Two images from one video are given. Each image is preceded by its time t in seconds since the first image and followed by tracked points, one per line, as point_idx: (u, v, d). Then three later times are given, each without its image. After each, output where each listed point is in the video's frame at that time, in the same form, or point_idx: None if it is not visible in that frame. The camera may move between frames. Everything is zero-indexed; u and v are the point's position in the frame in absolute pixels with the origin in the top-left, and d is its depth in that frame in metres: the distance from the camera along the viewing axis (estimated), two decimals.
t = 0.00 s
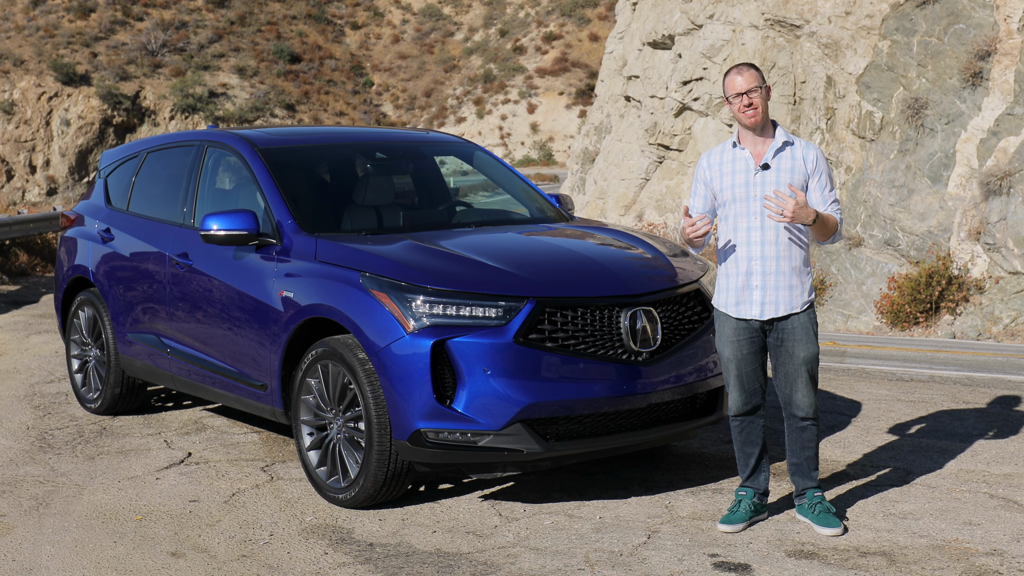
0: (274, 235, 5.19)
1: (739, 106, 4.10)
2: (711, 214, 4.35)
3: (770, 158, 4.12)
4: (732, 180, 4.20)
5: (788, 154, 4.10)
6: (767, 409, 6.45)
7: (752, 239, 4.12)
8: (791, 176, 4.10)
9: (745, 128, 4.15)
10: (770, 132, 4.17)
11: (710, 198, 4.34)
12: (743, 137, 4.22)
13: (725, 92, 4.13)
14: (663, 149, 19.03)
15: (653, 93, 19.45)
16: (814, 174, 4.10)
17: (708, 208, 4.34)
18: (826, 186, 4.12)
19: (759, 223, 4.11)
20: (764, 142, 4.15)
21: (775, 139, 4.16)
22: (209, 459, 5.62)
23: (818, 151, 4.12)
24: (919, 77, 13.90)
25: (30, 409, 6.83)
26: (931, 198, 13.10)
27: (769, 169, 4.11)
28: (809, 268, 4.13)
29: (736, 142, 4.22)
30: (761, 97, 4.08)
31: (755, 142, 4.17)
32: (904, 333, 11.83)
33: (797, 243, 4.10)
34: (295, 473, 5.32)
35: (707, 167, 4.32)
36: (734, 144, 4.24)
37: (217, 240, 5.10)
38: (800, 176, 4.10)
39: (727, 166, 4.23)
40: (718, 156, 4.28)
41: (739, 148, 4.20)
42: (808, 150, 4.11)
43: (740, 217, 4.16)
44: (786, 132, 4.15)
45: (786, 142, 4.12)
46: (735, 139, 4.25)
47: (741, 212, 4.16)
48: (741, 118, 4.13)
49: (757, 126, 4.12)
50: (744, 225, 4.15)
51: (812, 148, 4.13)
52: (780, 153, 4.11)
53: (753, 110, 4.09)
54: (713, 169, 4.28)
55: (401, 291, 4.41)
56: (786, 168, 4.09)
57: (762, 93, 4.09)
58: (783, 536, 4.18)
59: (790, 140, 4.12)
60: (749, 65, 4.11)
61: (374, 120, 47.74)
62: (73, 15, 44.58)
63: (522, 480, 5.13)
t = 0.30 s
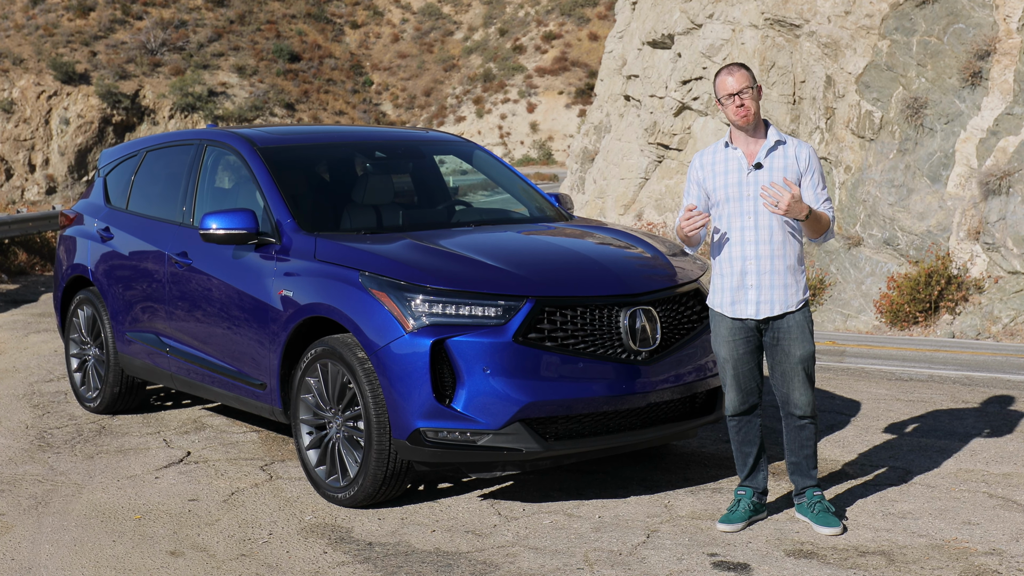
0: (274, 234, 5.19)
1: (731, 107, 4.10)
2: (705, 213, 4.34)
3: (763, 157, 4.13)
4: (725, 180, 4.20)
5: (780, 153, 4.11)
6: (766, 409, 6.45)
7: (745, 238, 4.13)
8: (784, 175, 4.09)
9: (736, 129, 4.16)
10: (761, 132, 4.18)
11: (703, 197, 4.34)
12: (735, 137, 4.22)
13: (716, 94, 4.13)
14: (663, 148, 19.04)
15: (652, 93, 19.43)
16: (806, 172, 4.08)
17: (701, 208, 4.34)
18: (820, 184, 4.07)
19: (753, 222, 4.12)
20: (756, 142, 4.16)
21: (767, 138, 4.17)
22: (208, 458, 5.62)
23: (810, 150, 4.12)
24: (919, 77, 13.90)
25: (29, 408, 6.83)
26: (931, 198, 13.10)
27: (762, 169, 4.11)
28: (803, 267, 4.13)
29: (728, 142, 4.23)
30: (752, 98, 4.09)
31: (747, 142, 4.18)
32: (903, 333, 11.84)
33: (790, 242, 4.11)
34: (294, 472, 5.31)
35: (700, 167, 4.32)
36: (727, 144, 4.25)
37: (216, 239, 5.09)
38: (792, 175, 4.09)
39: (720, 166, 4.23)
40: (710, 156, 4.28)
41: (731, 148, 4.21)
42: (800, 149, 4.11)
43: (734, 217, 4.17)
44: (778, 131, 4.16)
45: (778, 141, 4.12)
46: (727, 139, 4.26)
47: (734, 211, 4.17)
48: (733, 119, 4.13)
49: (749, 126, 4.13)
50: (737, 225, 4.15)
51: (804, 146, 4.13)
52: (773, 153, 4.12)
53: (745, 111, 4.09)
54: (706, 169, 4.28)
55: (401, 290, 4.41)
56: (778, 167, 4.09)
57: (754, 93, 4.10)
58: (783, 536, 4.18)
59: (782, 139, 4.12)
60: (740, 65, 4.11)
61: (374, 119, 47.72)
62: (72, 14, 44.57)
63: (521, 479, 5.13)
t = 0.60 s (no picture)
0: (273, 232, 5.19)
1: (726, 110, 4.08)
2: (700, 214, 4.34)
3: (758, 158, 4.12)
4: (720, 181, 4.20)
5: (775, 154, 4.10)
6: (766, 407, 6.45)
7: (740, 240, 4.13)
8: (779, 176, 4.10)
9: (732, 131, 4.15)
10: (756, 133, 4.16)
11: (698, 198, 4.34)
12: (730, 138, 4.21)
13: (710, 96, 4.11)
14: (663, 147, 19.03)
15: (652, 92, 19.42)
16: (800, 173, 4.10)
17: (696, 209, 4.34)
18: (812, 185, 4.11)
19: (747, 224, 4.12)
20: (751, 144, 4.15)
21: (762, 139, 4.15)
22: (208, 457, 5.62)
23: (805, 150, 4.11)
24: (919, 76, 13.90)
25: (30, 406, 6.83)
26: (930, 196, 13.10)
27: (757, 170, 4.11)
28: (798, 267, 4.14)
29: (723, 143, 4.22)
30: (747, 100, 4.07)
31: (742, 143, 4.17)
32: (903, 331, 11.84)
33: (786, 242, 4.11)
34: (294, 470, 5.32)
35: (695, 168, 4.31)
36: (721, 144, 4.24)
37: (216, 237, 5.09)
38: (787, 176, 4.09)
39: (715, 166, 4.23)
40: (705, 157, 4.28)
41: (725, 149, 4.20)
42: (795, 149, 4.10)
43: (728, 218, 4.17)
44: (773, 132, 4.15)
45: (772, 142, 4.11)
46: (721, 140, 4.25)
47: (729, 213, 4.16)
48: (728, 122, 4.12)
49: (743, 128, 4.11)
50: (732, 226, 4.15)
51: (799, 147, 4.12)
52: (768, 153, 4.11)
53: (739, 114, 4.08)
54: (700, 170, 4.28)
55: (401, 288, 4.40)
56: (773, 169, 4.09)
57: (747, 95, 4.08)
58: (783, 534, 4.18)
59: (776, 140, 4.12)
60: (734, 67, 4.10)
61: (373, 118, 47.72)
62: (72, 13, 44.57)
63: (521, 478, 5.13)
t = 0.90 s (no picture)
0: (273, 232, 5.18)
1: (729, 104, 4.08)
2: (702, 209, 4.34)
3: (760, 155, 4.11)
4: (722, 177, 4.20)
5: (777, 150, 4.10)
6: (765, 406, 6.44)
7: (741, 236, 4.13)
8: (780, 172, 4.09)
9: (734, 125, 4.15)
10: (758, 129, 4.16)
11: (700, 193, 4.34)
12: (732, 134, 4.21)
13: (713, 90, 4.11)
14: (663, 146, 18.99)
15: (652, 91, 19.40)
16: (802, 170, 4.09)
17: (698, 204, 4.33)
18: (813, 184, 4.10)
19: (748, 220, 4.12)
20: (753, 139, 4.14)
21: (764, 135, 4.15)
22: (208, 457, 5.61)
23: (807, 148, 4.10)
24: (919, 74, 13.89)
25: (30, 406, 6.83)
26: (930, 195, 13.10)
27: (759, 166, 4.10)
28: (799, 264, 4.13)
29: (726, 139, 4.22)
30: (750, 94, 4.08)
31: (744, 138, 4.16)
32: (903, 330, 11.83)
33: (787, 239, 4.11)
34: (294, 470, 5.32)
35: (697, 163, 4.31)
36: (723, 140, 4.24)
37: (215, 236, 5.09)
38: (789, 172, 4.09)
39: (717, 162, 4.22)
40: (707, 152, 4.27)
41: (728, 145, 4.19)
42: (797, 147, 4.10)
43: (731, 214, 4.16)
44: (775, 129, 4.15)
45: (775, 139, 4.11)
46: (724, 136, 4.24)
47: (731, 208, 4.16)
48: (731, 116, 4.12)
49: (746, 123, 4.11)
50: (733, 222, 4.15)
51: (801, 144, 4.12)
52: (770, 150, 4.11)
53: (742, 108, 4.08)
54: (703, 166, 4.27)
55: (401, 288, 4.40)
56: (775, 165, 4.09)
57: (751, 90, 4.09)
58: (782, 534, 4.18)
59: (779, 137, 4.11)
60: (738, 62, 4.10)
61: (373, 117, 47.70)
62: (72, 12, 44.61)
63: (521, 477, 5.13)
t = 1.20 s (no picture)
0: (273, 232, 5.19)
1: (739, 104, 4.09)
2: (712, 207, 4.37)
3: (769, 153, 4.13)
4: (731, 174, 4.22)
5: (786, 149, 4.11)
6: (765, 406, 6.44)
7: (747, 233, 4.14)
8: (789, 170, 4.09)
9: (744, 124, 4.16)
10: (769, 128, 4.17)
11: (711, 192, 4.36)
12: (743, 133, 4.23)
13: (724, 90, 4.12)
14: (662, 146, 18.97)
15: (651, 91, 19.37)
16: (811, 169, 4.06)
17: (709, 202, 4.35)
18: (823, 182, 4.05)
19: (755, 217, 4.13)
20: (763, 138, 4.16)
21: (775, 134, 4.16)
22: (208, 457, 5.61)
23: (818, 146, 4.08)
24: (918, 74, 13.90)
25: (29, 407, 6.83)
26: (930, 195, 13.11)
27: (767, 164, 4.11)
28: (805, 264, 4.12)
29: (737, 138, 4.24)
30: (760, 95, 4.07)
31: (755, 137, 4.18)
32: (903, 330, 11.84)
33: (793, 238, 4.09)
34: (294, 470, 5.32)
35: (709, 161, 4.35)
36: (735, 139, 4.26)
37: (215, 237, 5.09)
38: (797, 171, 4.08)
39: (727, 160, 4.25)
40: (720, 151, 4.30)
41: (739, 143, 4.22)
42: (807, 145, 4.09)
43: (738, 211, 4.18)
44: (786, 127, 4.15)
45: (785, 137, 4.12)
46: (735, 135, 4.27)
47: (738, 205, 4.18)
48: (741, 115, 4.13)
49: (756, 122, 4.12)
50: (740, 219, 4.17)
51: (812, 143, 4.10)
52: (779, 149, 4.12)
53: (752, 108, 4.09)
54: (714, 164, 4.30)
55: (400, 288, 4.40)
56: (783, 163, 4.10)
57: (761, 90, 4.08)
58: (782, 534, 4.18)
59: (788, 136, 4.12)
60: (748, 62, 4.11)
61: (373, 118, 47.69)
62: (72, 13, 44.63)
63: (521, 478, 5.13)
